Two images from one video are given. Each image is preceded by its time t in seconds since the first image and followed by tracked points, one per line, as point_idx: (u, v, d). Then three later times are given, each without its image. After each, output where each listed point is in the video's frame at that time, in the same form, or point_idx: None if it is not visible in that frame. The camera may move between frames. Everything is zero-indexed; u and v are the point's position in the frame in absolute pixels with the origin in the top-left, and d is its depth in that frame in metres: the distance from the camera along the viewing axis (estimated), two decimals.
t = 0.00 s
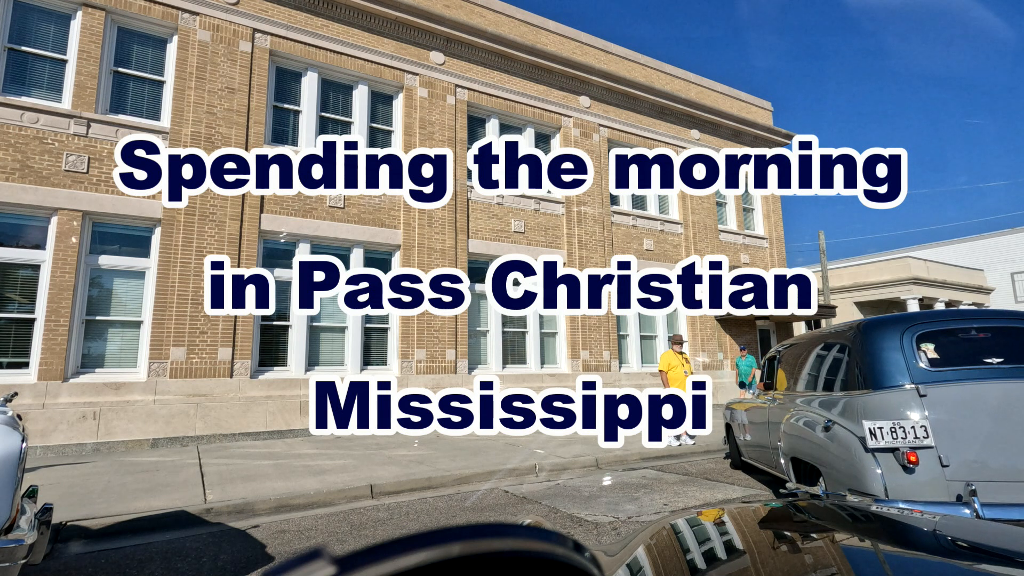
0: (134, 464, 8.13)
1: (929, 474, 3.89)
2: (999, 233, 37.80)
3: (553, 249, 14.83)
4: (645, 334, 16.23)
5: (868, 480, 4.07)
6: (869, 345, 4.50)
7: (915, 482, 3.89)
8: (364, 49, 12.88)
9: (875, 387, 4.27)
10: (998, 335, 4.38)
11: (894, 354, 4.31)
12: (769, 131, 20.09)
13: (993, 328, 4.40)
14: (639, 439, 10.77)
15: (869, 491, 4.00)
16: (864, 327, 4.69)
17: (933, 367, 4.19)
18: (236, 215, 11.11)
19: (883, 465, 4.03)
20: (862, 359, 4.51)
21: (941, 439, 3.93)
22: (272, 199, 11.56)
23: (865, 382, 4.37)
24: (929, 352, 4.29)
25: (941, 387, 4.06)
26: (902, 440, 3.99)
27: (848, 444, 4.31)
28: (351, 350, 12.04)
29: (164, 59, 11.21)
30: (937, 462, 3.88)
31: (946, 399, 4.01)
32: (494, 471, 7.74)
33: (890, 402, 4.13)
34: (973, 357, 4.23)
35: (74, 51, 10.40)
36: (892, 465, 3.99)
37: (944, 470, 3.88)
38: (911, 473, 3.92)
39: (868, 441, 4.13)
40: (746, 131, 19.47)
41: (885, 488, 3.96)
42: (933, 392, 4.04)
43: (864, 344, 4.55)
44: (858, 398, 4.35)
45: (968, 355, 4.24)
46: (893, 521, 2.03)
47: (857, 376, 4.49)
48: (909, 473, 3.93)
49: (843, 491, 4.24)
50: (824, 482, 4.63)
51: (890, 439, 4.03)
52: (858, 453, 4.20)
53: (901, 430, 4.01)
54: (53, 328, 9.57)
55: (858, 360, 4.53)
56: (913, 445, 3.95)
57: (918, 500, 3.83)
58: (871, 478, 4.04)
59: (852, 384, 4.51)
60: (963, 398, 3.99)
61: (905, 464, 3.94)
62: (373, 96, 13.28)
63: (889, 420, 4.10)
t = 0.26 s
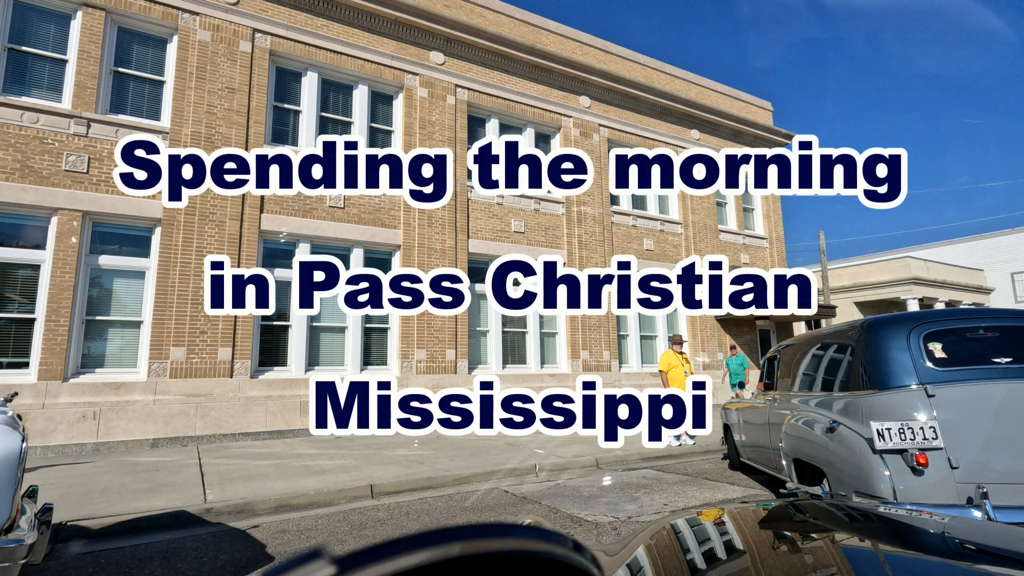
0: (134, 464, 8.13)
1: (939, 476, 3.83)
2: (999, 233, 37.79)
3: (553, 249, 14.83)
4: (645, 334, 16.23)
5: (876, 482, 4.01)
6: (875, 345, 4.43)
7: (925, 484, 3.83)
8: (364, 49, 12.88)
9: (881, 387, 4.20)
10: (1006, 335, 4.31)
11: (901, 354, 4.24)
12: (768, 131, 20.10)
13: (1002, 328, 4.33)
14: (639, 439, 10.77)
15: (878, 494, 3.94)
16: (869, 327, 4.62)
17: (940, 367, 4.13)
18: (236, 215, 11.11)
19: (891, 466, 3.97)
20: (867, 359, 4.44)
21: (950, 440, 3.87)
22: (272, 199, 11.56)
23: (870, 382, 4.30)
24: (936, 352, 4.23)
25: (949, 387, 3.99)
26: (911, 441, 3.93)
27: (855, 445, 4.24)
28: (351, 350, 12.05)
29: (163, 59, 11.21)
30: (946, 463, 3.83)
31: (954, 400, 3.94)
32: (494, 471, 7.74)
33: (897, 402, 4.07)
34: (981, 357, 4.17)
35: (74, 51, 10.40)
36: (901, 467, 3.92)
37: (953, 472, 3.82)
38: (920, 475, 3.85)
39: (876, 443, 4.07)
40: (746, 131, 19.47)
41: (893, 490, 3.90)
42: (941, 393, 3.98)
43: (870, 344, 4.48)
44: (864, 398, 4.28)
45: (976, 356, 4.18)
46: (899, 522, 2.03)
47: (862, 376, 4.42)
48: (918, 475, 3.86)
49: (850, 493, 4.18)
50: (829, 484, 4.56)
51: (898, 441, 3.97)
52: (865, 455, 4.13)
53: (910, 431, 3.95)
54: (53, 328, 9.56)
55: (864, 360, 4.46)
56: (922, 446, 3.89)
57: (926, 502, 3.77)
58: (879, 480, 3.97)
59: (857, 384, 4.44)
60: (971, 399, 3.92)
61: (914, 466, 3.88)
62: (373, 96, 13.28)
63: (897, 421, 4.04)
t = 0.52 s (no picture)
0: (134, 464, 8.13)
1: (949, 478, 3.81)
2: (999, 233, 37.77)
3: (554, 249, 14.83)
4: (645, 334, 16.23)
5: (885, 484, 3.97)
6: (882, 344, 4.37)
7: (936, 486, 3.80)
8: (364, 49, 12.87)
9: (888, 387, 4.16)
10: (1014, 334, 4.29)
11: (910, 353, 4.19)
12: (769, 131, 20.10)
13: (1009, 327, 4.30)
14: (639, 439, 10.78)
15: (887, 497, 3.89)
16: (875, 324, 4.56)
17: (948, 367, 4.10)
18: (236, 215, 11.11)
19: (901, 468, 3.94)
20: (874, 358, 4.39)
21: (959, 441, 3.86)
22: (272, 199, 11.56)
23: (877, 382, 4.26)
24: (944, 351, 4.19)
25: (959, 387, 3.97)
26: (921, 444, 3.90)
27: (863, 447, 4.19)
28: (351, 350, 12.04)
29: (163, 59, 11.21)
30: (956, 465, 3.81)
31: (964, 400, 3.93)
32: (495, 471, 7.74)
33: (906, 402, 4.04)
34: (990, 356, 4.14)
35: (74, 50, 10.40)
36: (911, 469, 3.89)
37: (963, 474, 3.80)
38: (931, 478, 3.82)
39: (885, 445, 4.03)
40: (746, 131, 19.47)
41: (903, 492, 3.87)
42: (950, 393, 3.96)
43: (877, 342, 4.42)
44: (872, 399, 4.24)
45: (985, 355, 4.15)
46: (906, 523, 2.02)
47: (868, 375, 4.38)
48: (928, 477, 3.83)
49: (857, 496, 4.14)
50: (835, 486, 4.50)
51: (908, 443, 3.94)
52: (874, 458, 4.08)
53: (919, 433, 3.92)
54: (53, 328, 9.56)
55: (871, 359, 4.41)
56: (933, 449, 3.86)
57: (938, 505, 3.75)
58: (889, 483, 3.93)
59: (863, 383, 4.39)
60: (981, 401, 3.91)
61: (925, 468, 3.85)
62: (373, 96, 13.28)
63: (907, 422, 4.00)
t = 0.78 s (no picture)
0: (133, 464, 8.13)
1: (961, 481, 3.79)
2: (999, 233, 37.76)
3: (554, 249, 14.84)
4: (645, 334, 16.23)
5: (896, 487, 3.95)
6: (891, 343, 4.35)
7: (948, 489, 3.79)
8: (364, 49, 12.88)
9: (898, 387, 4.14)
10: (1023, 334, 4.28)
11: (919, 353, 4.17)
12: (769, 131, 20.10)
13: (1018, 326, 4.30)
14: (639, 439, 10.79)
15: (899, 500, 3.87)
16: (882, 323, 4.54)
17: (957, 366, 4.09)
18: (236, 215, 11.11)
19: (912, 470, 3.92)
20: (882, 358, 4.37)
21: (971, 443, 3.84)
22: (272, 199, 11.56)
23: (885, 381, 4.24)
24: (953, 350, 4.18)
25: (970, 387, 3.96)
26: (933, 446, 3.88)
27: (872, 450, 4.15)
28: (351, 350, 12.05)
29: (163, 58, 11.21)
30: (969, 467, 3.80)
31: (975, 400, 3.92)
32: (495, 471, 7.74)
33: (916, 403, 4.02)
34: (999, 356, 4.14)
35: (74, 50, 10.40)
36: (922, 472, 3.87)
37: (975, 476, 3.79)
38: (943, 480, 3.81)
39: (895, 447, 4.01)
40: (746, 131, 19.46)
41: (914, 495, 3.85)
42: (961, 394, 3.95)
43: (885, 342, 4.40)
44: (881, 399, 4.21)
45: (994, 355, 4.14)
46: (914, 524, 2.02)
47: (876, 375, 4.35)
48: (940, 480, 3.82)
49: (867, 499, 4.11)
50: (841, 488, 4.47)
51: (919, 445, 3.92)
52: (884, 460, 4.06)
53: (931, 434, 3.90)
54: (53, 328, 9.56)
55: (879, 359, 4.38)
56: (944, 450, 3.85)
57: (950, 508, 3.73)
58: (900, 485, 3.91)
59: (871, 383, 4.37)
60: (992, 401, 3.89)
61: (936, 471, 3.83)
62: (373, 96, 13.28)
63: (918, 423, 3.98)
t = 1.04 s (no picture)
0: (133, 464, 8.13)
1: (980, 485, 3.71)
2: (999, 233, 37.75)
3: (554, 249, 14.83)
4: (645, 334, 16.23)
5: (911, 491, 3.86)
6: (903, 343, 4.27)
7: (967, 493, 3.70)
8: (364, 49, 12.88)
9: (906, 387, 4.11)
10: None
11: (933, 353, 4.09)
12: (769, 131, 20.10)
13: None
14: (639, 439, 10.79)
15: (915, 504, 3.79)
16: (895, 322, 4.44)
17: (973, 366, 4.02)
18: (236, 215, 11.11)
19: (927, 474, 3.83)
20: (894, 358, 4.30)
21: (990, 446, 3.77)
22: (272, 199, 11.56)
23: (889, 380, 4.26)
24: (968, 349, 4.10)
25: (985, 388, 3.90)
26: (949, 448, 3.81)
27: (885, 451, 4.08)
28: (351, 350, 12.04)
29: (163, 58, 11.21)
30: (988, 471, 3.72)
31: (991, 401, 3.87)
32: (495, 471, 7.74)
33: (930, 404, 3.96)
34: (1015, 355, 4.07)
35: (74, 50, 10.40)
36: (939, 475, 3.79)
37: (995, 480, 3.71)
38: (962, 484, 3.72)
39: (911, 449, 3.94)
40: (746, 131, 19.47)
41: (931, 498, 3.77)
42: (978, 394, 3.88)
43: (898, 341, 4.31)
44: (894, 401, 4.14)
45: (1010, 354, 4.07)
46: (921, 526, 1.98)
47: (889, 375, 4.28)
48: (959, 484, 3.73)
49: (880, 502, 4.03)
50: (850, 492, 4.39)
51: (935, 447, 3.85)
52: (898, 462, 3.98)
53: (947, 436, 3.84)
54: (53, 328, 9.56)
55: (891, 359, 4.30)
56: (962, 453, 3.77)
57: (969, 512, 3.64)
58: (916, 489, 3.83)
59: (882, 383, 4.31)
60: (1009, 402, 3.83)
61: (954, 474, 3.75)
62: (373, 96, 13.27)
63: (934, 425, 3.91)
